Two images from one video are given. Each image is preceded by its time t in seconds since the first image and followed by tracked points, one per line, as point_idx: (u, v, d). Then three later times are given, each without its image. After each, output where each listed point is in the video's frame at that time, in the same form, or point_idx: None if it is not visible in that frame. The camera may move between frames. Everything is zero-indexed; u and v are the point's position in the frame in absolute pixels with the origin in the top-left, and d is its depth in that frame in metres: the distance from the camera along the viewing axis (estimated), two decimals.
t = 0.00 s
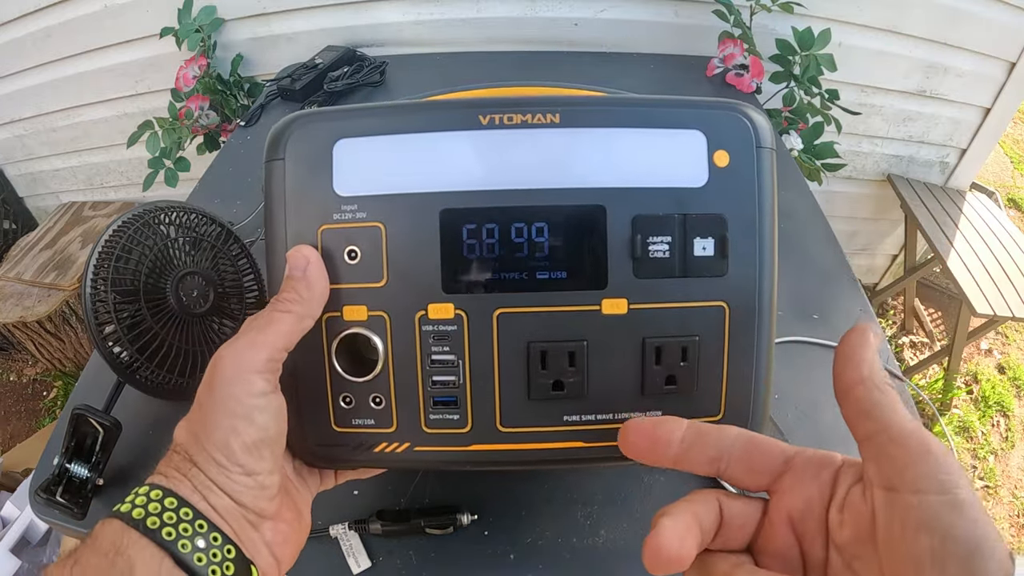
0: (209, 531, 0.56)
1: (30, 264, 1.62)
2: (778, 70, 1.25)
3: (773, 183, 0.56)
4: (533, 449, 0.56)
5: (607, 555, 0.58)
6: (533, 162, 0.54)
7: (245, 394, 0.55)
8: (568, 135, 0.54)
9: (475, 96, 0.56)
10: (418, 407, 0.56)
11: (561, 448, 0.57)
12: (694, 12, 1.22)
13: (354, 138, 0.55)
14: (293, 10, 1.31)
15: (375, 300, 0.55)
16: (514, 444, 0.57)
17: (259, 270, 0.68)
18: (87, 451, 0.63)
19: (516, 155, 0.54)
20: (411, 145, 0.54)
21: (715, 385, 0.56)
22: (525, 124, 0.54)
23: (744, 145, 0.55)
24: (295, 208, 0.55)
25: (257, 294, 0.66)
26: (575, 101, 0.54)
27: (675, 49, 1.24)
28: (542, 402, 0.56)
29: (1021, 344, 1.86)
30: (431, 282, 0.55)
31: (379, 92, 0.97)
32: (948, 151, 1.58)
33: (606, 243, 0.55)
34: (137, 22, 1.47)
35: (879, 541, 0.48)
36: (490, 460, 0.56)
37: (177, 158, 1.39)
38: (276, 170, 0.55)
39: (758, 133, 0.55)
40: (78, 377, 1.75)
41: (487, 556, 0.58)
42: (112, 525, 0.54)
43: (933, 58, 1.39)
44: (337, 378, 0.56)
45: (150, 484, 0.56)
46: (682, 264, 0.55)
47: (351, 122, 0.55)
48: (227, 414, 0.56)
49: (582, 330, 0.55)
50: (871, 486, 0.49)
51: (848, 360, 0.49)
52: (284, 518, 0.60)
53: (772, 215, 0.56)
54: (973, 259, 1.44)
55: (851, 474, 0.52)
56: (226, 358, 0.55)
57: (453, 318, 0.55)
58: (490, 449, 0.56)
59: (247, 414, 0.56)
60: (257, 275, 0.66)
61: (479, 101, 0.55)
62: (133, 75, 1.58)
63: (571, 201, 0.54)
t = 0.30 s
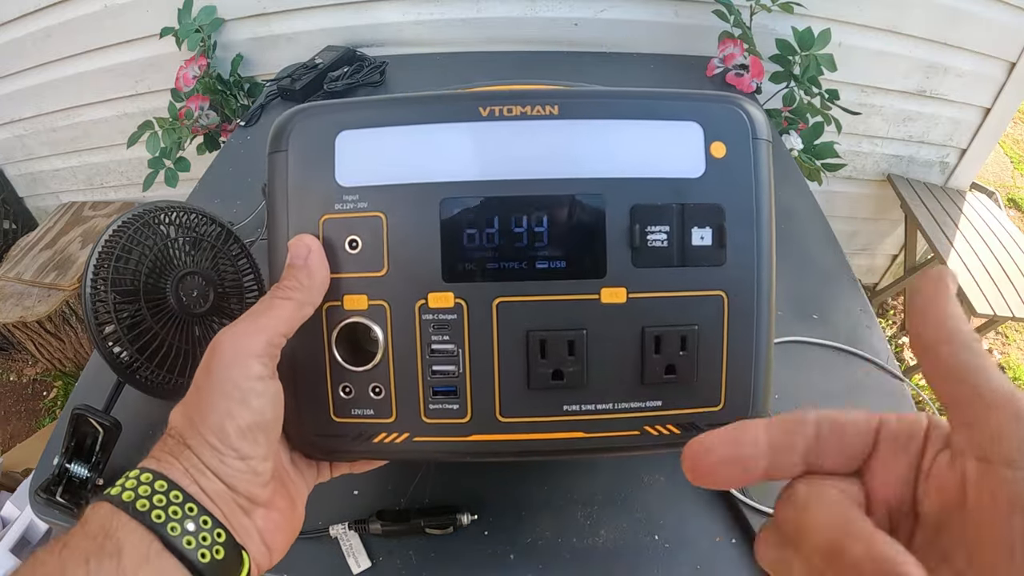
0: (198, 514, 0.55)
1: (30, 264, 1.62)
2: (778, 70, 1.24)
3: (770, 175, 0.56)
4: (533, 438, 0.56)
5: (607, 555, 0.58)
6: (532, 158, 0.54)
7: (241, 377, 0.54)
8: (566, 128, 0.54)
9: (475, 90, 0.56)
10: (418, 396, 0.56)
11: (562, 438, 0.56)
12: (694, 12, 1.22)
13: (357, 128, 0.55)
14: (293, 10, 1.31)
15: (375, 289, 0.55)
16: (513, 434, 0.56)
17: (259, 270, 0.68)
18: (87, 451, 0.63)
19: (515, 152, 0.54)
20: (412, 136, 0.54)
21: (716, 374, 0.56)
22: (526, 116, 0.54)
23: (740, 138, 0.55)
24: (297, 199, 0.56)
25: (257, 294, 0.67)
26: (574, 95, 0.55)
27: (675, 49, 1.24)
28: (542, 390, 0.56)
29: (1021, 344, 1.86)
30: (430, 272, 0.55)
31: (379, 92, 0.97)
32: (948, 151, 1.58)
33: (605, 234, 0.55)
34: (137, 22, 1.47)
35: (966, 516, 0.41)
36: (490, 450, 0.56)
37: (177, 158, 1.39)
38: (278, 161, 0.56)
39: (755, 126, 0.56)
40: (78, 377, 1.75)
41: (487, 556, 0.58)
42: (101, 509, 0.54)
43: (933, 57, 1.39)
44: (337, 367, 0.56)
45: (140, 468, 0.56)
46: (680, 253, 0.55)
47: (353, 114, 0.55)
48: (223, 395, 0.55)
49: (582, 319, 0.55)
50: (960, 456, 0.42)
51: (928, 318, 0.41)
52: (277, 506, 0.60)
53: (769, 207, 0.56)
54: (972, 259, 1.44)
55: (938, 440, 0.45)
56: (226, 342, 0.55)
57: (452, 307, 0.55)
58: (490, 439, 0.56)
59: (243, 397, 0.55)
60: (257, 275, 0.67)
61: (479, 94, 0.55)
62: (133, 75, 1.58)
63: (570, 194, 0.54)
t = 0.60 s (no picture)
0: (199, 511, 0.55)
1: (30, 263, 1.62)
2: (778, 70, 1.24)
3: (768, 172, 0.56)
4: (534, 436, 0.56)
5: (607, 555, 0.58)
6: (532, 155, 0.54)
7: (243, 373, 0.55)
8: (566, 126, 0.54)
9: (475, 87, 0.56)
10: (419, 393, 0.55)
11: (561, 435, 0.56)
12: (694, 12, 1.22)
13: (359, 126, 0.55)
14: (293, 10, 1.31)
15: (375, 287, 0.55)
16: (513, 431, 0.56)
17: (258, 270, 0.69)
18: (87, 451, 0.63)
19: (516, 149, 0.54)
20: (413, 134, 0.54)
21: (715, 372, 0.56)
22: (526, 114, 0.54)
23: (738, 135, 0.55)
24: (297, 198, 0.56)
25: (256, 294, 0.67)
26: (574, 93, 0.55)
27: (675, 49, 1.24)
28: (542, 387, 0.56)
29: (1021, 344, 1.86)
30: (431, 269, 0.55)
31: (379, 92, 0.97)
32: (948, 151, 1.58)
33: (605, 231, 0.55)
34: (138, 22, 1.47)
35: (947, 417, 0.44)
36: (490, 448, 0.55)
37: (177, 158, 1.39)
38: (279, 159, 0.56)
39: (753, 123, 0.56)
40: (78, 377, 1.75)
41: (487, 556, 0.58)
42: (101, 508, 0.54)
43: (933, 57, 1.39)
44: (337, 365, 0.56)
45: (140, 466, 0.56)
46: (680, 251, 0.55)
47: (354, 112, 0.55)
48: (223, 390, 0.56)
49: (583, 316, 0.55)
50: (944, 361, 0.44)
51: (915, 232, 0.43)
52: (278, 503, 0.60)
53: (769, 205, 0.56)
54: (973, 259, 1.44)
55: (917, 354, 0.47)
56: (226, 339, 0.55)
57: (453, 305, 0.55)
58: (490, 437, 0.55)
59: (244, 393, 0.56)
60: (257, 275, 0.67)
61: (479, 92, 0.55)
62: (133, 75, 1.58)
63: (569, 189, 0.54)
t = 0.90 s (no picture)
0: (197, 509, 0.55)
1: (30, 263, 1.62)
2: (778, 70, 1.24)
3: (768, 171, 0.56)
4: (534, 434, 0.56)
5: (607, 555, 0.58)
6: (532, 153, 0.54)
7: (242, 371, 0.55)
8: (567, 125, 0.54)
9: (475, 86, 0.56)
10: (418, 392, 0.55)
11: (562, 434, 0.56)
12: (694, 12, 1.22)
13: (359, 125, 0.55)
14: (293, 10, 1.31)
15: (376, 285, 0.55)
16: (514, 430, 0.56)
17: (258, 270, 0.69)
18: (87, 451, 0.63)
19: (516, 149, 0.54)
20: (412, 132, 0.54)
21: (715, 371, 0.56)
22: (525, 113, 0.54)
23: (738, 134, 0.55)
24: (298, 197, 0.56)
25: (256, 294, 0.68)
26: (574, 92, 0.55)
27: (675, 49, 1.24)
28: (542, 386, 0.56)
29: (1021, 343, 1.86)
30: (431, 267, 0.55)
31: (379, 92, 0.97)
32: (948, 151, 1.58)
33: (605, 229, 0.55)
34: (138, 22, 1.47)
35: (914, 512, 0.47)
36: (490, 447, 0.55)
37: (177, 158, 1.39)
38: (279, 158, 0.56)
39: (753, 123, 0.56)
40: (78, 377, 1.75)
41: (487, 556, 0.58)
42: (100, 505, 0.54)
43: (933, 58, 1.39)
44: (337, 364, 0.56)
45: (138, 465, 0.56)
46: (679, 249, 0.55)
47: (354, 111, 0.55)
48: (222, 389, 0.56)
49: (583, 315, 0.55)
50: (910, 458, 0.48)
51: (883, 336, 0.48)
52: (276, 502, 0.60)
53: (769, 204, 0.56)
54: (973, 259, 1.44)
55: (886, 447, 0.51)
56: (225, 337, 0.55)
57: (453, 303, 0.55)
58: (490, 435, 0.55)
59: (243, 393, 0.55)
60: (257, 275, 0.67)
61: (479, 91, 0.55)
62: (133, 75, 1.58)
63: (569, 188, 0.54)
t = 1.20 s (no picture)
0: (192, 501, 0.55)
1: (30, 263, 1.62)
2: (778, 70, 1.24)
3: (767, 169, 0.56)
4: (533, 429, 0.55)
5: (607, 554, 0.58)
6: (531, 151, 0.54)
7: (241, 365, 0.54)
8: (566, 123, 0.54)
9: (474, 83, 0.56)
10: (418, 388, 0.55)
11: (562, 430, 0.55)
12: (694, 12, 1.22)
13: (359, 122, 0.55)
14: (293, 10, 1.31)
15: (376, 281, 0.55)
16: (513, 426, 0.55)
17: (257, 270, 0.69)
18: (87, 451, 0.63)
19: (515, 148, 0.54)
20: (412, 128, 0.55)
21: (714, 367, 0.56)
22: (525, 111, 0.54)
23: (736, 131, 0.55)
24: (298, 193, 0.56)
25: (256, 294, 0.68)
26: (574, 90, 0.55)
27: (675, 49, 1.24)
28: (542, 381, 0.55)
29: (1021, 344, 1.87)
30: (431, 263, 0.55)
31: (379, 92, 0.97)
32: (948, 151, 1.58)
33: (604, 226, 0.55)
34: (138, 22, 1.47)
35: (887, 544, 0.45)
36: (490, 443, 0.55)
37: (177, 158, 1.39)
38: (280, 155, 0.56)
39: (751, 119, 0.56)
40: (78, 377, 1.75)
41: (486, 556, 0.58)
42: (95, 498, 0.53)
43: (934, 58, 1.39)
44: (337, 360, 0.56)
45: (133, 458, 0.55)
46: (678, 245, 0.55)
47: (354, 109, 0.55)
48: (222, 381, 0.55)
49: (582, 310, 0.55)
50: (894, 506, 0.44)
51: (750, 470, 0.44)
52: (273, 496, 0.60)
53: (766, 201, 0.56)
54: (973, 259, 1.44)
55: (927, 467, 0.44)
56: (225, 330, 0.55)
57: (452, 299, 0.55)
58: (489, 430, 0.55)
59: (242, 385, 0.55)
60: (257, 275, 0.68)
61: (478, 88, 0.55)
62: (133, 75, 1.58)
63: (568, 185, 0.54)
